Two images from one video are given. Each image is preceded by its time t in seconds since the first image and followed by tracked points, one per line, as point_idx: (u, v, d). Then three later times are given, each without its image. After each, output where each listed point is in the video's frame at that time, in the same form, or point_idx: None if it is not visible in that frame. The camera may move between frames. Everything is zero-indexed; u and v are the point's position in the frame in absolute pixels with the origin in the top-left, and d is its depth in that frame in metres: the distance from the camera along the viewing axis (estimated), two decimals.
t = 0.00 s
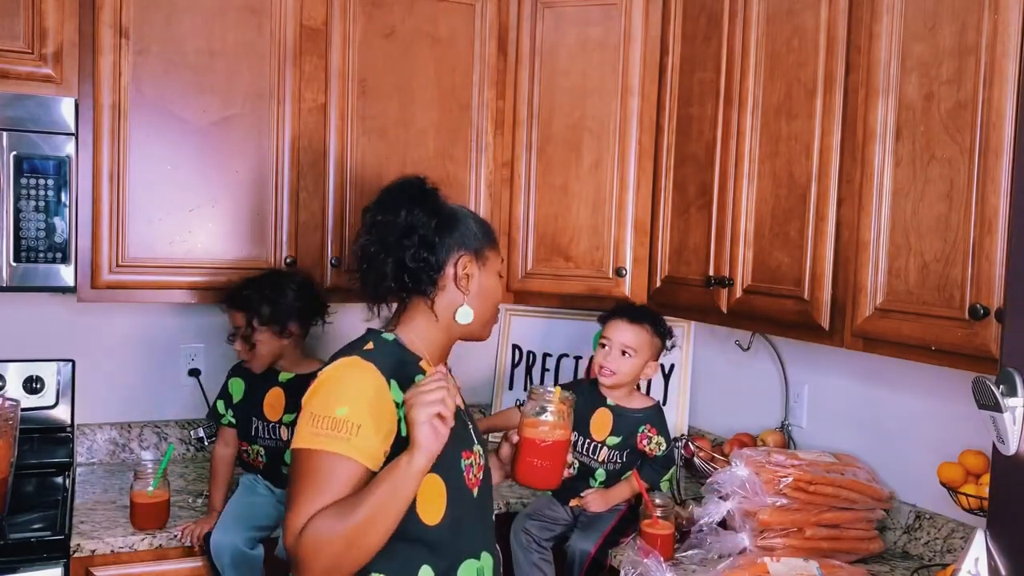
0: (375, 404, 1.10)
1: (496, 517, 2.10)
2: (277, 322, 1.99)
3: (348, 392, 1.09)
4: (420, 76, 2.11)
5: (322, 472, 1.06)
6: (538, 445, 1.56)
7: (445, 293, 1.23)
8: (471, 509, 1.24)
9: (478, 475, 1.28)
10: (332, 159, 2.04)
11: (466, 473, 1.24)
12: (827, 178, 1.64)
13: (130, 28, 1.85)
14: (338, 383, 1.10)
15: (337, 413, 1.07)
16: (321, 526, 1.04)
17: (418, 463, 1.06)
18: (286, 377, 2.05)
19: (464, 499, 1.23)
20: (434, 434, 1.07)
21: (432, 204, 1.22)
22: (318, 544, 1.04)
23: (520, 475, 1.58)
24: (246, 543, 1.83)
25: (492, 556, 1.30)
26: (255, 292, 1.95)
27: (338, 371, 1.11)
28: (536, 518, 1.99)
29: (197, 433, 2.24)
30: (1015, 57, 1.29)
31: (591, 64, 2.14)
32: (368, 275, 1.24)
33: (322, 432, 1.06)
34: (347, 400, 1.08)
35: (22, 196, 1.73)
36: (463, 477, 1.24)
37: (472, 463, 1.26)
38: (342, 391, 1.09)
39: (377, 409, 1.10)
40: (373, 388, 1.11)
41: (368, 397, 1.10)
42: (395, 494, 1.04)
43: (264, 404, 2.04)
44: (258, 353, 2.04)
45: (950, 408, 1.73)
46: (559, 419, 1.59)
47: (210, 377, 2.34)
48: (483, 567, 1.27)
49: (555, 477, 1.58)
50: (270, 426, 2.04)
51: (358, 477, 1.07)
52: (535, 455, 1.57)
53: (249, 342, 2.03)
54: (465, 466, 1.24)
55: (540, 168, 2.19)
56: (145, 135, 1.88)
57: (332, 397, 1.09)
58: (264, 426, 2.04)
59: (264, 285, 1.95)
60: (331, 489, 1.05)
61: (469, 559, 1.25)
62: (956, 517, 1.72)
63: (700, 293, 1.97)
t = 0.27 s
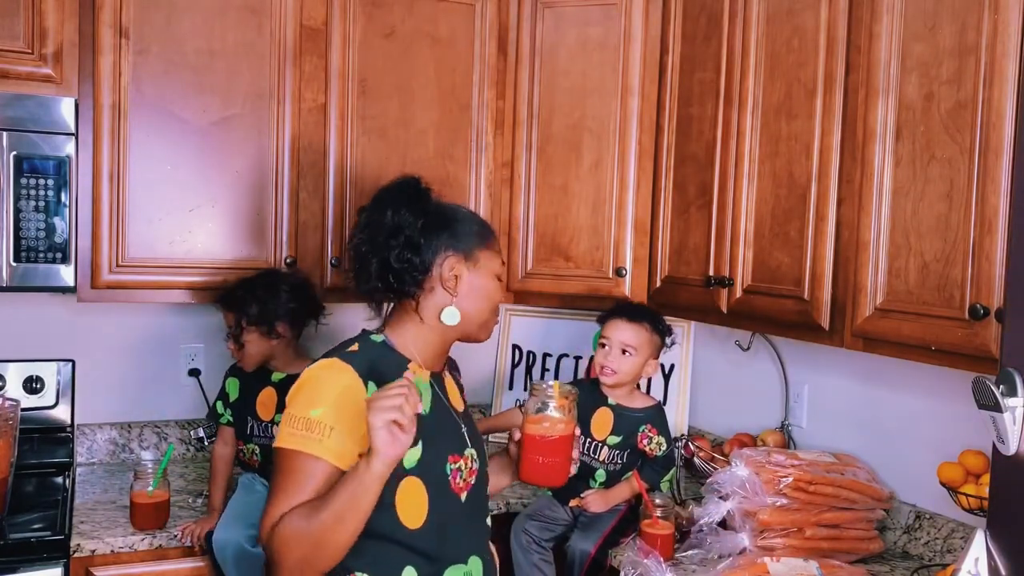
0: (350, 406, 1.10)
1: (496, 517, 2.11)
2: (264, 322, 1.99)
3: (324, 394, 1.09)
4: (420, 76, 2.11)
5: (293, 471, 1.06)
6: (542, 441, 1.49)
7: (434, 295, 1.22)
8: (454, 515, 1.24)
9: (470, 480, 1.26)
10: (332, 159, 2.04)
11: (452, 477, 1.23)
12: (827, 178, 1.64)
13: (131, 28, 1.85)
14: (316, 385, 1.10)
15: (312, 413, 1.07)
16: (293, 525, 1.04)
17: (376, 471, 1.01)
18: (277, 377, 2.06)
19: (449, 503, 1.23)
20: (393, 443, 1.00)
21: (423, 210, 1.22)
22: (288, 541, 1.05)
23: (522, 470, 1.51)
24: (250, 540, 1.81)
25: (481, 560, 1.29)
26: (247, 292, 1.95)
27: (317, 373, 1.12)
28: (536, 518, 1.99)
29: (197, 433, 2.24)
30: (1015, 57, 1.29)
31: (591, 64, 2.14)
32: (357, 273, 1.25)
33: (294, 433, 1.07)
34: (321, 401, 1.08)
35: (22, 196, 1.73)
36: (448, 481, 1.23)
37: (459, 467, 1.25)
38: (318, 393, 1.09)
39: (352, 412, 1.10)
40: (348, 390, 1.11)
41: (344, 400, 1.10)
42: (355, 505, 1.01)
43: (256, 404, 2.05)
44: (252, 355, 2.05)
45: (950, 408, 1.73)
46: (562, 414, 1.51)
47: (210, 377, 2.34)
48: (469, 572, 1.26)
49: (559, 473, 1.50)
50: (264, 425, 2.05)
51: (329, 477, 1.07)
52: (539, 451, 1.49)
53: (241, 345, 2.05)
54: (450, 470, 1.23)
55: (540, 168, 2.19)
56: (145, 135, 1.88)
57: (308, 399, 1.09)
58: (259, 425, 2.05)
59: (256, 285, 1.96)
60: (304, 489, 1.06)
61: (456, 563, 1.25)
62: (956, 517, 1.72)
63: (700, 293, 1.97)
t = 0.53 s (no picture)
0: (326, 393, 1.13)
1: (496, 517, 2.11)
2: (266, 320, 1.99)
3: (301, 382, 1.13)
4: (420, 76, 2.11)
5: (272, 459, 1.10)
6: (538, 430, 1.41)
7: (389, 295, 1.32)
8: (441, 511, 1.25)
9: (459, 477, 1.27)
10: (332, 160, 2.04)
11: (435, 472, 1.25)
12: (827, 178, 1.64)
13: (131, 28, 1.85)
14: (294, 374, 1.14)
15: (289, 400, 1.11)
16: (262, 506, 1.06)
17: (327, 428, 1.00)
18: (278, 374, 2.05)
19: (431, 498, 1.24)
20: (338, 393, 1.00)
21: (398, 213, 1.32)
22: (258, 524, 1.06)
23: (516, 460, 1.44)
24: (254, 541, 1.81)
25: (467, 559, 1.28)
26: (247, 292, 1.95)
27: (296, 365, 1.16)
28: (536, 518, 1.99)
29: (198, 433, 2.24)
30: (1015, 57, 1.29)
31: (591, 64, 2.14)
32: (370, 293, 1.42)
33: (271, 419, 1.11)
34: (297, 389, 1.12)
35: (22, 196, 1.73)
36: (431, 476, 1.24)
37: (444, 463, 1.26)
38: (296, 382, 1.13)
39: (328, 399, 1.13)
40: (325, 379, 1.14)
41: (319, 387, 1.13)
42: (309, 467, 1.01)
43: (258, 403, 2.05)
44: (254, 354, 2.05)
45: (950, 407, 1.73)
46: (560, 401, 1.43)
47: (210, 377, 2.34)
48: (452, 570, 1.26)
49: (551, 467, 1.41)
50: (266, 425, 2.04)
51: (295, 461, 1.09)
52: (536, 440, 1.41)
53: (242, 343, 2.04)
54: (432, 465, 1.24)
55: (540, 168, 2.19)
56: (145, 135, 1.88)
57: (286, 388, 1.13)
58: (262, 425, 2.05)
59: (255, 284, 1.95)
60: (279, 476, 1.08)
61: (436, 560, 1.25)
62: (956, 517, 1.72)
63: (700, 293, 1.98)
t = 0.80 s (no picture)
0: (307, 394, 1.18)
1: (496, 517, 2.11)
2: (274, 318, 2.05)
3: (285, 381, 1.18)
4: (419, 75, 2.11)
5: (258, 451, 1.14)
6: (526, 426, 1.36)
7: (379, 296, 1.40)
8: (429, 506, 1.28)
9: (446, 472, 1.30)
10: (332, 159, 2.04)
11: (417, 467, 1.28)
12: (827, 178, 1.64)
13: (131, 28, 1.85)
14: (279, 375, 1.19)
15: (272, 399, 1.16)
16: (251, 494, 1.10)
17: (334, 427, 1.06)
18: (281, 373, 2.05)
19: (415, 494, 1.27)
20: (356, 397, 1.06)
21: (382, 217, 1.39)
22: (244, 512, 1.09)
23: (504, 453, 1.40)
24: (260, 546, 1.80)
25: (452, 555, 1.29)
26: (257, 291, 1.99)
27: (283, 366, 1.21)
28: (537, 519, 2.00)
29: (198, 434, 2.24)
30: (1015, 57, 1.29)
31: (591, 64, 2.14)
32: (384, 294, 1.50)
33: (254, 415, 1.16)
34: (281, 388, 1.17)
35: (22, 196, 1.73)
36: (413, 471, 1.27)
37: (428, 459, 1.29)
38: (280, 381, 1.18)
39: (309, 400, 1.18)
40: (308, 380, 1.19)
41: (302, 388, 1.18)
42: (312, 449, 1.06)
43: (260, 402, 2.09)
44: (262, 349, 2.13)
45: (949, 407, 1.73)
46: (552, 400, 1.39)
47: (211, 377, 2.34)
48: (435, 565, 1.28)
49: (535, 466, 1.36)
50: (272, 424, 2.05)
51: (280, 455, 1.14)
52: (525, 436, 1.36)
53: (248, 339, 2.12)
54: (414, 460, 1.27)
55: (540, 168, 2.19)
56: (145, 135, 1.88)
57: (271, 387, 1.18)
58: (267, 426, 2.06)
59: (264, 283, 1.99)
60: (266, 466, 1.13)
61: (419, 555, 1.27)
62: (956, 517, 1.72)
63: (700, 293, 1.98)
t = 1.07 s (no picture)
0: (299, 399, 1.21)
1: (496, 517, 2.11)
2: (288, 320, 2.07)
3: (277, 386, 1.21)
4: (419, 75, 2.11)
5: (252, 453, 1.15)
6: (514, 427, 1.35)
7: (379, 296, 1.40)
8: (425, 506, 1.28)
9: (442, 471, 1.30)
10: (332, 160, 2.04)
11: (412, 466, 1.28)
12: (827, 178, 1.64)
13: (131, 28, 1.85)
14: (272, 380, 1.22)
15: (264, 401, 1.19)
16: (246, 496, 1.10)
17: (321, 466, 1.05)
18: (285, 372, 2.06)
19: (410, 494, 1.27)
20: (350, 453, 1.03)
21: (383, 218, 1.39)
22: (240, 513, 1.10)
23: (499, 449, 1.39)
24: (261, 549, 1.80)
25: (449, 554, 1.29)
26: (269, 291, 2.00)
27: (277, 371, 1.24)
28: (537, 519, 2.00)
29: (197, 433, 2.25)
30: (1015, 57, 1.29)
31: (591, 64, 2.14)
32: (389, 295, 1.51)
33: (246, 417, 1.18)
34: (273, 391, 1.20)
35: (22, 196, 1.73)
36: (409, 471, 1.28)
37: (423, 458, 1.29)
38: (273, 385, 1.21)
39: (299, 405, 1.21)
40: (300, 385, 1.22)
41: (294, 393, 1.21)
42: (301, 480, 1.06)
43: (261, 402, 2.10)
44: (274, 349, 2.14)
45: (949, 407, 1.73)
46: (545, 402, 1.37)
47: (210, 377, 2.34)
48: (431, 563, 1.27)
49: (527, 466, 1.36)
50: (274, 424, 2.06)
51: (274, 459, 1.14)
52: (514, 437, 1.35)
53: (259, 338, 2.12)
54: (409, 459, 1.28)
55: (540, 168, 2.19)
56: (145, 135, 1.88)
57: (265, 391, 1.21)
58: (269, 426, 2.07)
59: (275, 283, 2.00)
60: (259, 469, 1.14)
61: (416, 554, 1.27)
62: (956, 517, 1.72)
63: (699, 293, 1.98)
